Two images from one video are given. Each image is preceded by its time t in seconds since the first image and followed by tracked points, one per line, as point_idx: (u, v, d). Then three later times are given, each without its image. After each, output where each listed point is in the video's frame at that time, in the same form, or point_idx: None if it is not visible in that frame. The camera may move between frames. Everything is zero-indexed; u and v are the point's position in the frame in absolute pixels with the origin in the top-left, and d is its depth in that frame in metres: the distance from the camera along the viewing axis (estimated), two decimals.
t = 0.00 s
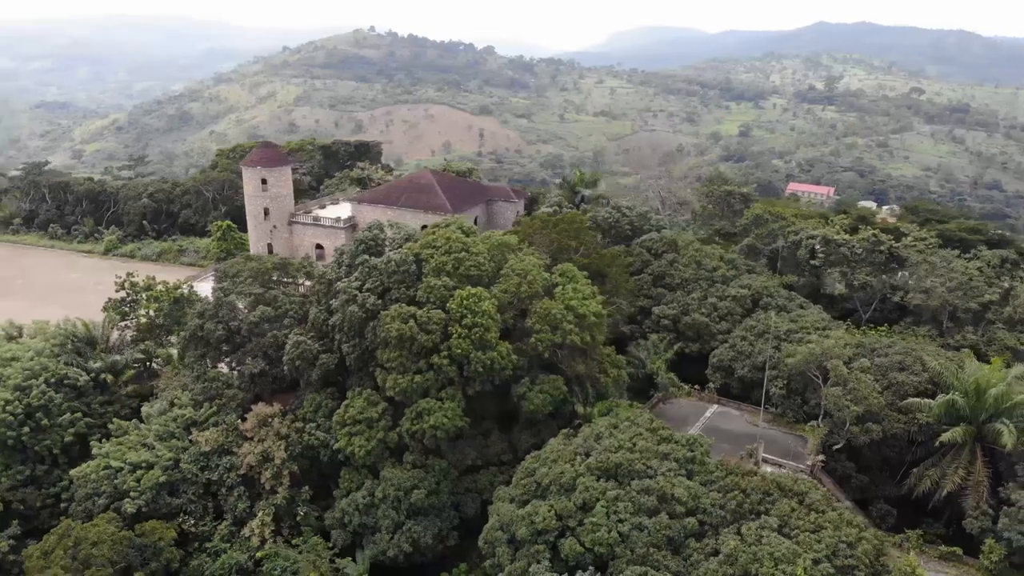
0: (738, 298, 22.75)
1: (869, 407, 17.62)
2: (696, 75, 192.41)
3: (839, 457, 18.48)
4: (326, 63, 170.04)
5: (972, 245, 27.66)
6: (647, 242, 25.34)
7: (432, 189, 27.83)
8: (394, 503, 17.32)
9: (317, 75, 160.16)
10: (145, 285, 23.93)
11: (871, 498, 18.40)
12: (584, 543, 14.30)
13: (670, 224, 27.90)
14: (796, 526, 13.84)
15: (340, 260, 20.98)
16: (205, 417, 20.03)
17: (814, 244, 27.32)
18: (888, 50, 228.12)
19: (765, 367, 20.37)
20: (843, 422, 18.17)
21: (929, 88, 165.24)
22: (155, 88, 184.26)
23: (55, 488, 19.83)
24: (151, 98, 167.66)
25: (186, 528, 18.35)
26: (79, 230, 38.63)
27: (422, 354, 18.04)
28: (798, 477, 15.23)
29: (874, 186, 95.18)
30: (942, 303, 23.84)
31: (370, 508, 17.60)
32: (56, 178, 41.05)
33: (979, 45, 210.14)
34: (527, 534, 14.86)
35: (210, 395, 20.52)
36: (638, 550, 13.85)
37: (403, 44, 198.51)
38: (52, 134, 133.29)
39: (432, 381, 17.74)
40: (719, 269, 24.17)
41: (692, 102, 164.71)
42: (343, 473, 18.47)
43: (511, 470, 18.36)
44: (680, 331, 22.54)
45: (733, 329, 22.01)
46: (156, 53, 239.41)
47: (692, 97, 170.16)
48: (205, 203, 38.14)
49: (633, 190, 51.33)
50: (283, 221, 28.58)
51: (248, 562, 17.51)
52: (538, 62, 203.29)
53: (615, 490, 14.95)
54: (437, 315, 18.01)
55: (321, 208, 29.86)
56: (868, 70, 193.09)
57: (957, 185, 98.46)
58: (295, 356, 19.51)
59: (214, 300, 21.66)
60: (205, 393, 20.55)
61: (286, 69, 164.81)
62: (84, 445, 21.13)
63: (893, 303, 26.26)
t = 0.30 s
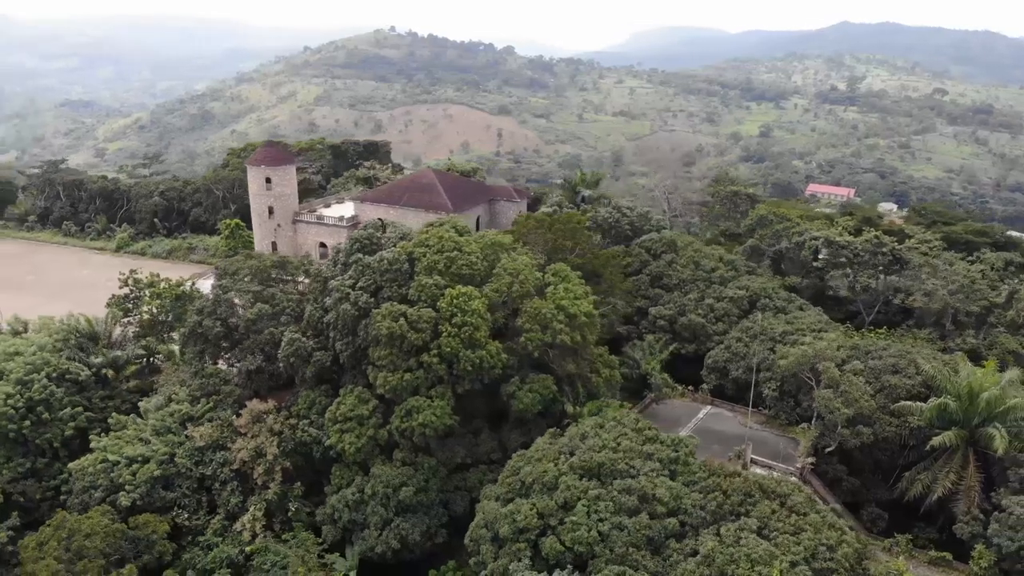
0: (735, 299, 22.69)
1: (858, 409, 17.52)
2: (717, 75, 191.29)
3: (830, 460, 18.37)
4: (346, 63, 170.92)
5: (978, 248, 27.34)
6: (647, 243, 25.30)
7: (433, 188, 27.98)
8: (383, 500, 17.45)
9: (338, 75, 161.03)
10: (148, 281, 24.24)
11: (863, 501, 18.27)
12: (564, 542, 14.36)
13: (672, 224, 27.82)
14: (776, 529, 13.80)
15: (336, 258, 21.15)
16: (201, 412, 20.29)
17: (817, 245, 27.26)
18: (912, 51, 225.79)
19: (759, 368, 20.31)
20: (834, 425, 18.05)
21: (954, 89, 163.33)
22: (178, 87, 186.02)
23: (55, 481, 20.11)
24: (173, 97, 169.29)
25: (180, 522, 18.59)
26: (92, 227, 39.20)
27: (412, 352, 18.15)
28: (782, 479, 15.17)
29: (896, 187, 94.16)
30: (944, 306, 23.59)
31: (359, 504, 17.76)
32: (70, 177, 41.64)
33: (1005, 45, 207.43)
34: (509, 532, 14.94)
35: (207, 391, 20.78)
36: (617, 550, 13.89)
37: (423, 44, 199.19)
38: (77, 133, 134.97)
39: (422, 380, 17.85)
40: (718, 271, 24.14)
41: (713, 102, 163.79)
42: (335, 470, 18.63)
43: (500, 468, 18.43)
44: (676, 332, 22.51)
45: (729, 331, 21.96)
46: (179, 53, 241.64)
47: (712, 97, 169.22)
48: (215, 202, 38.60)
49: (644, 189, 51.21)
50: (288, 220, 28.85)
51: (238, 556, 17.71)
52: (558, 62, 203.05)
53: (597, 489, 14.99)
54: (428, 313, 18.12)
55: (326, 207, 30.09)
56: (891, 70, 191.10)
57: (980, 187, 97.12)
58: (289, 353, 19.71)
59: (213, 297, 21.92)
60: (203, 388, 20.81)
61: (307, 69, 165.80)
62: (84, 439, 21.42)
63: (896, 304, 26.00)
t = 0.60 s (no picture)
0: (735, 300, 22.60)
1: (851, 412, 17.42)
2: (738, 76, 190.09)
3: (824, 462, 18.29)
4: (367, 63, 171.79)
5: (986, 251, 27.03)
6: (648, 243, 25.24)
7: (438, 188, 28.09)
8: (375, 497, 17.56)
9: (358, 76, 161.90)
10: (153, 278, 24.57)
11: (856, 504, 18.16)
12: (549, 540, 14.44)
13: (675, 224, 27.76)
14: (759, 530, 13.78)
15: (334, 257, 21.31)
16: (200, 407, 20.55)
17: (822, 246, 26.81)
18: (936, 52, 223.24)
19: (755, 370, 20.23)
20: (828, 428, 17.95)
21: (978, 90, 161.36)
22: (201, 87, 187.89)
23: (57, 474, 20.41)
24: (195, 97, 170.92)
25: (176, 516, 18.82)
26: (106, 224, 39.73)
27: (405, 350, 18.26)
28: (769, 481, 15.11)
29: (917, 189, 93.03)
30: (947, 309, 23.35)
31: (352, 500, 17.92)
32: (85, 175, 42.21)
33: None
34: (495, 529, 15.04)
35: (208, 387, 21.06)
36: (600, 549, 13.94)
37: (443, 44, 199.85)
38: (100, 131, 136.59)
39: (415, 377, 17.96)
40: (718, 272, 24.08)
41: (733, 103, 162.82)
42: (329, 466, 18.79)
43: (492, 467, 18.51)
44: (674, 333, 22.48)
45: (727, 332, 21.91)
46: (203, 53, 244.07)
47: (732, 97, 168.25)
48: (227, 200, 39.04)
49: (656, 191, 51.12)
50: (293, 218, 29.09)
51: (232, 550, 17.92)
52: (577, 62, 202.84)
53: (582, 488, 15.03)
54: (421, 312, 18.22)
55: (332, 206, 30.31)
56: (915, 71, 189.03)
57: (1003, 190, 95.65)
58: (286, 350, 19.87)
59: (214, 294, 22.16)
60: (203, 384, 21.10)
61: (327, 69, 166.89)
62: (87, 432, 21.70)
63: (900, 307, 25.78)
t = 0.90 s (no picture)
0: (736, 302, 22.51)
1: (846, 415, 17.30)
2: (762, 76, 188.70)
3: (819, 466, 18.15)
4: (389, 63, 172.61)
5: (995, 254, 26.68)
6: (652, 244, 25.21)
7: (444, 187, 28.23)
8: (369, 493, 17.73)
9: (380, 75, 162.67)
10: (160, 275, 24.91)
11: (852, 508, 18.03)
12: (535, 538, 14.52)
13: (680, 225, 27.68)
14: (744, 531, 13.75)
15: (335, 255, 21.50)
16: (202, 402, 20.84)
17: (829, 248, 26.51)
18: (965, 53, 220.08)
19: (754, 372, 20.12)
20: (823, 431, 17.83)
21: (1007, 92, 158.92)
22: (226, 86, 189.80)
23: (63, 466, 20.78)
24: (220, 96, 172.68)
25: (175, 509, 19.11)
26: (123, 222, 40.31)
27: (401, 348, 18.39)
28: (758, 483, 15.06)
29: (942, 192, 91.72)
30: (953, 313, 23.11)
31: (347, 496, 18.10)
32: (103, 172, 42.84)
33: None
34: (483, 527, 15.12)
35: (211, 383, 21.35)
36: (585, 548, 13.98)
37: (465, 44, 200.36)
38: (127, 130, 138.31)
39: (410, 375, 18.10)
40: (720, 273, 23.99)
41: (756, 104, 161.63)
42: (325, 463, 18.97)
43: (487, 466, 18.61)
44: (675, 334, 22.43)
45: (727, 333, 21.82)
46: (230, 53, 246.52)
47: (755, 98, 167.04)
48: (241, 198, 39.51)
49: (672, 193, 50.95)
50: (301, 217, 29.36)
51: (229, 544, 18.13)
52: (600, 62, 202.44)
53: (570, 487, 15.09)
54: (417, 310, 18.36)
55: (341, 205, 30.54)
56: (942, 72, 186.59)
57: None
58: (286, 347, 20.10)
59: (218, 291, 22.44)
60: (206, 380, 21.39)
61: (350, 69, 167.94)
62: (93, 426, 22.06)
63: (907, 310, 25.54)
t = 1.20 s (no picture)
0: (737, 304, 22.43)
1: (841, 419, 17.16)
2: (785, 77, 187.14)
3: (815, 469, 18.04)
4: (411, 64, 173.34)
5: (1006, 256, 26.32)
6: (655, 244, 25.19)
7: (451, 186, 28.37)
8: (365, 489, 17.88)
9: (402, 76, 163.35)
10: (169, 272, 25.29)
11: (848, 512, 17.91)
12: (522, 536, 14.61)
13: (686, 226, 27.61)
14: (729, 533, 13.68)
15: (336, 253, 21.69)
16: (205, 397, 21.15)
17: (835, 249, 26.19)
18: (993, 54, 216.65)
19: (753, 374, 20.04)
20: (819, 433, 17.72)
21: None
22: (251, 86, 191.64)
23: (68, 459, 21.16)
24: (245, 96, 174.38)
25: (175, 502, 19.39)
26: (139, 219, 40.89)
27: (397, 346, 18.53)
28: (747, 484, 14.99)
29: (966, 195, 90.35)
30: (958, 316, 22.90)
31: (343, 492, 18.30)
32: (121, 170, 43.47)
33: None
34: (471, 524, 15.24)
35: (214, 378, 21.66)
36: (570, 547, 14.05)
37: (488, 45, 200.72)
38: (152, 129, 140.00)
39: (406, 373, 18.22)
40: (723, 274, 23.90)
41: (779, 104, 160.33)
42: (322, 459, 19.16)
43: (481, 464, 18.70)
44: (675, 335, 22.37)
45: (727, 335, 21.74)
46: (255, 53, 248.84)
47: (778, 98, 165.64)
48: (254, 197, 40.00)
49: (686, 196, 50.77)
50: (310, 215, 29.62)
51: (226, 537, 18.37)
52: (622, 63, 201.89)
53: (558, 485, 15.15)
54: (414, 308, 18.51)
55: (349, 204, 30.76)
56: (970, 74, 183.96)
57: None
58: (287, 344, 20.34)
59: (222, 288, 22.70)
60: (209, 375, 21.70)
61: (373, 69, 168.89)
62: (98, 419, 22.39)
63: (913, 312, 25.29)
